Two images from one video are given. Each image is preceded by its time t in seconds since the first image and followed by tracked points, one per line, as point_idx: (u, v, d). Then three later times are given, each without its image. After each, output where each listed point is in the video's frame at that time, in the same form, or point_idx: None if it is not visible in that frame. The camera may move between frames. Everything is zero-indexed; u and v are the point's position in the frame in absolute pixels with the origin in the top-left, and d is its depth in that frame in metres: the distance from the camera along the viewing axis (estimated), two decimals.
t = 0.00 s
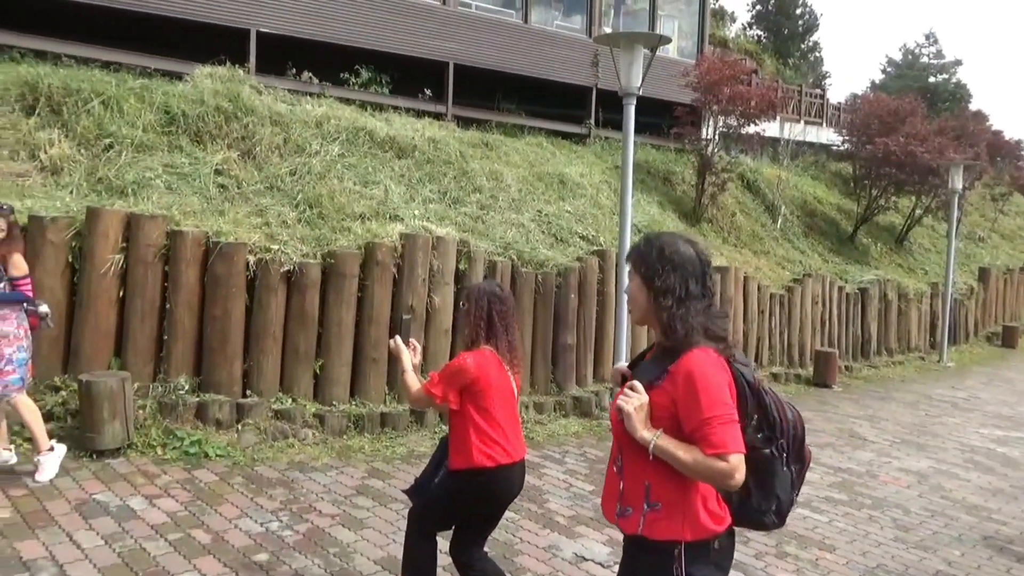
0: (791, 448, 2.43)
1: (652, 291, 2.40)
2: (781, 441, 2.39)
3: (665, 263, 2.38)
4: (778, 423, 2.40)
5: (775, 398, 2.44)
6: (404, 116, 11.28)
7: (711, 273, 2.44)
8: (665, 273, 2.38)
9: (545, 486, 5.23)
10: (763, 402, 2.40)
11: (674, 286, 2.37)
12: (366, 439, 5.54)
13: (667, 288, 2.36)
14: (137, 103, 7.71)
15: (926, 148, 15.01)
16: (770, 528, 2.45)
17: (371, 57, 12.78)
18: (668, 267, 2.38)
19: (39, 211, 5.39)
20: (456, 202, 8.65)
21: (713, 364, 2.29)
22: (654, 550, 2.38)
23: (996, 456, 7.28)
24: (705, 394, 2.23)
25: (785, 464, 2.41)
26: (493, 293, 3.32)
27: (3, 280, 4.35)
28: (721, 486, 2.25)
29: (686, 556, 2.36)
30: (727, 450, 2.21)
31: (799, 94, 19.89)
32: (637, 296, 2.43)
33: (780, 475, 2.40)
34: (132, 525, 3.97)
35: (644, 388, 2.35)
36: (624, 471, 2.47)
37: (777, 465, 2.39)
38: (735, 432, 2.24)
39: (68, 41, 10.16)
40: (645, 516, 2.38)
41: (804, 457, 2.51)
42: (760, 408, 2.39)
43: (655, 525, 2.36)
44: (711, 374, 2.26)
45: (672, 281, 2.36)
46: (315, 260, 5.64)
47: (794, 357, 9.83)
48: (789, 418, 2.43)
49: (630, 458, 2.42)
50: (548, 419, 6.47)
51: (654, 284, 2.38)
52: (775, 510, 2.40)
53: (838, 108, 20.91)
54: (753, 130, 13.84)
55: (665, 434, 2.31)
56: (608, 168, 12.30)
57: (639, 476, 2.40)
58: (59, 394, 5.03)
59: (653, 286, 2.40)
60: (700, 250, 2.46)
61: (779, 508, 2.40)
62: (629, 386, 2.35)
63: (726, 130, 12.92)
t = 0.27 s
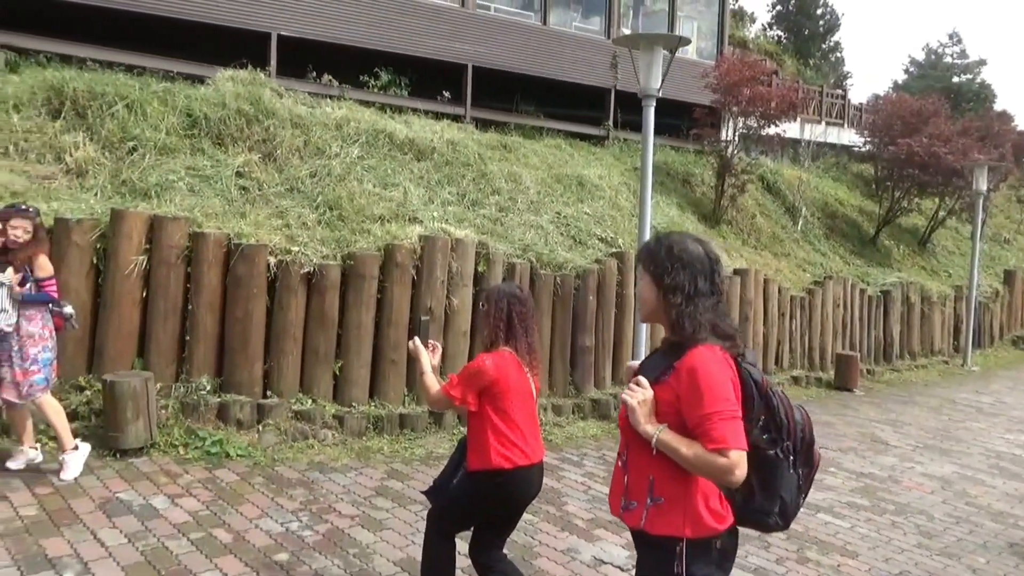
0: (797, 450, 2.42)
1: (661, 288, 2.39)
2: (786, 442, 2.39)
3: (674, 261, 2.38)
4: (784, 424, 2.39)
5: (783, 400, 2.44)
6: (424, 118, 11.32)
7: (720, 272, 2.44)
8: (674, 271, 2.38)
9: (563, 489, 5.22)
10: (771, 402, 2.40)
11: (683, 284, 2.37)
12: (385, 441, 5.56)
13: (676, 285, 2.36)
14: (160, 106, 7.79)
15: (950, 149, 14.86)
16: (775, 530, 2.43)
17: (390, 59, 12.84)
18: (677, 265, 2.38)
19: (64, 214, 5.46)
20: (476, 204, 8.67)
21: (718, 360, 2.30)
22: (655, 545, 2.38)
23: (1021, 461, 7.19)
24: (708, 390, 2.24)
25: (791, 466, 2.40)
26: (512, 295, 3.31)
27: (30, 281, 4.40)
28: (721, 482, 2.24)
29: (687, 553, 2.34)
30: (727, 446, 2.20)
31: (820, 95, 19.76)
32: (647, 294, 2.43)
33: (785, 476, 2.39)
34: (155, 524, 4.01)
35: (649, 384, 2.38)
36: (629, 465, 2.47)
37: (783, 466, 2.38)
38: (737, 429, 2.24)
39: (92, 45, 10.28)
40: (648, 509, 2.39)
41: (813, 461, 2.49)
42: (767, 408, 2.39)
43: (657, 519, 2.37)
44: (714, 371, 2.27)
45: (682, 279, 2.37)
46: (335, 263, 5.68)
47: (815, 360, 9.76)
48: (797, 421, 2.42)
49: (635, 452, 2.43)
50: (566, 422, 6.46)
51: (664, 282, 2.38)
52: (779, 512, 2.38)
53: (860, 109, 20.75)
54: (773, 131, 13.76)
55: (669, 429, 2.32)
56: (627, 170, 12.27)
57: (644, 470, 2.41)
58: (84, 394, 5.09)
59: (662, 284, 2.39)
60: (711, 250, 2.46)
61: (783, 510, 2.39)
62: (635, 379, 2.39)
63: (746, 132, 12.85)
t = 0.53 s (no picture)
0: (814, 455, 2.39)
1: (681, 294, 2.39)
2: (803, 446, 2.35)
3: (694, 268, 2.38)
4: (800, 427, 2.36)
5: (800, 403, 2.40)
6: (443, 122, 11.36)
7: (740, 278, 2.44)
8: (694, 277, 2.37)
9: (583, 493, 5.20)
10: (788, 405, 2.36)
11: (704, 290, 2.37)
12: (406, 444, 5.58)
13: (696, 292, 2.37)
14: (183, 112, 7.87)
15: (975, 150, 14.68)
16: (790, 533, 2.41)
17: (410, 64, 12.90)
18: (697, 271, 2.38)
19: (91, 219, 5.54)
20: (495, 207, 8.69)
21: (732, 362, 2.29)
22: (669, 542, 2.41)
23: None
24: (721, 392, 2.23)
25: (807, 470, 2.37)
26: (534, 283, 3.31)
27: (57, 285, 4.47)
28: (733, 483, 2.23)
29: (697, 552, 2.37)
30: (738, 448, 2.19)
31: (842, 97, 19.60)
32: (666, 299, 2.44)
33: (800, 480, 2.36)
34: (180, 525, 4.05)
35: (665, 384, 2.38)
36: (645, 463, 2.49)
37: (798, 470, 2.35)
38: (749, 431, 2.22)
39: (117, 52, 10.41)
40: (662, 508, 2.41)
41: (831, 466, 2.45)
42: (784, 411, 2.36)
43: (671, 518, 2.39)
44: (727, 372, 2.25)
45: (702, 285, 2.37)
46: (356, 266, 5.70)
47: (837, 364, 9.68)
48: (814, 424, 2.39)
49: (651, 451, 2.45)
50: (586, 425, 6.45)
51: (683, 288, 2.38)
52: (794, 516, 2.36)
53: (882, 110, 20.55)
54: (794, 132, 13.67)
55: (683, 429, 2.32)
56: (647, 173, 12.24)
57: (659, 470, 2.43)
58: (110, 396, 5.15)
59: (682, 290, 2.39)
60: (731, 257, 2.45)
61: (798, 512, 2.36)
62: (652, 380, 2.39)
63: (767, 133, 12.77)
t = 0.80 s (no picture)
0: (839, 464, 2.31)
1: (705, 301, 2.40)
2: (827, 453, 2.29)
3: (719, 274, 2.38)
4: (824, 435, 2.30)
5: (825, 409, 2.34)
6: (467, 127, 11.40)
7: (765, 284, 2.43)
8: (718, 284, 2.38)
9: (608, 499, 5.16)
10: (812, 412, 2.30)
11: (728, 297, 2.37)
12: (431, 448, 5.59)
13: (721, 298, 2.37)
14: (212, 119, 7.96)
15: (1007, 153, 14.45)
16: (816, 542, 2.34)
17: (434, 70, 12.97)
18: (721, 277, 2.38)
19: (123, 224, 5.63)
20: (520, 212, 8.70)
21: (753, 366, 2.27)
22: (691, 545, 2.41)
23: None
24: (740, 394, 2.22)
25: (831, 477, 2.30)
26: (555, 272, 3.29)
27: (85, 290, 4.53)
28: (753, 486, 2.22)
29: (715, 555, 2.35)
30: (756, 450, 2.17)
31: (870, 99, 19.40)
32: (690, 305, 2.44)
33: (824, 488, 2.29)
34: (209, 527, 4.09)
35: (688, 388, 2.38)
36: (670, 466, 2.50)
37: (822, 477, 2.29)
38: (769, 434, 2.19)
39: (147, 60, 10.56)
40: (684, 510, 2.42)
41: (858, 476, 2.38)
42: (807, 417, 2.30)
43: (692, 521, 2.39)
44: (748, 376, 2.24)
45: (727, 292, 2.36)
46: (382, 272, 5.73)
47: (866, 371, 9.57)
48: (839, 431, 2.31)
49: (675, 454, 2.46)
50: (611, 431, 6.42)
51: (708, 294, 2.39)
52: (818, 524, 2.29)
53: (911, 113, 20.31)
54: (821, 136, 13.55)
55: (704, 432, 2.32)
56: (671, 177, 12.19)
57: (682, 472, 2.43)
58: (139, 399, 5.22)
59: (706, 297, 2.40)
60: (757, 263, 2.44)
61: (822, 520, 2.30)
62: (674, 383, 2.40)
63: (793, 137, 12.64)
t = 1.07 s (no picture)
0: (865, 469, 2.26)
1: (727, 302, 2.39)
2: (850, 456, 2.24)
3: (741, 276, 2.37)
4: (848, 439, 2.25)
5: (851, 413, 2.29)
6: (495, 133, 11.43)
7: (790, 287, 2.41)
8: (740, 285, 2.37)
9: (637, 505, 5.07)
10: (835, 415, 2.26)
11: (751, 298, 2.35)
12: (458, 453, 5.61)
13: (743, 300, 2.36)
14: (244, 126, 8.07)
15: None
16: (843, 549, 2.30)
17: (462, 76, 13.02)
18: (743, 278, 2.37)
19: (157, 230, 5.72)
20: (547, 217, 8.70)
21: (770, 366, 2.25)
22: (715, 548, 2.41)
23: None
24: (754, 393, 2.20)
25: (856, 482, 2.26)
26: (555, 277, 3.18)
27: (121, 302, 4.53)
28: (769, 487, 2.20)
29: (739, 561, 2.35)
30: (769, 449, 2.15)
31: (902, 101, 19.14)
32: (714, 307, 2.44)
33: (847, 493, 2.25)
34: (240, 530, 4.14)
35: (708, 390, 2.38)
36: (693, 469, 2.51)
37: (845, 482, 2.25)
38: (784, 434, 2.17)
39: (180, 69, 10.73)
40: (706, 513, 2.42)
41: (886, 482, 2.32)
42: (830, 420, 2.26)
43: (713, 524, 2.39)
44: (763, 375, 2.22)
45: (750, 294, 2.35)
46: (410, 276, 5.76)
47: (900, 378, 9.43)
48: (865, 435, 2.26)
49: (697, 457, 2.46)
50: (639, 437, 6.38)
51: (730, 296, 2.38)
52: (842, 529, 2.25)
53: (945, 115, 20.00)
54: (853, 139, 13.39)
55: (722, 433, 2.31)
56: (700, 182, 12.11)
57: (704, 475, 2.43)
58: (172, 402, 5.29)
59: (729, 298, 2.39)
60: (782, 265, 2.43)
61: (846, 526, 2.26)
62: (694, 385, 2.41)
63: (824, 140, 12.49)
